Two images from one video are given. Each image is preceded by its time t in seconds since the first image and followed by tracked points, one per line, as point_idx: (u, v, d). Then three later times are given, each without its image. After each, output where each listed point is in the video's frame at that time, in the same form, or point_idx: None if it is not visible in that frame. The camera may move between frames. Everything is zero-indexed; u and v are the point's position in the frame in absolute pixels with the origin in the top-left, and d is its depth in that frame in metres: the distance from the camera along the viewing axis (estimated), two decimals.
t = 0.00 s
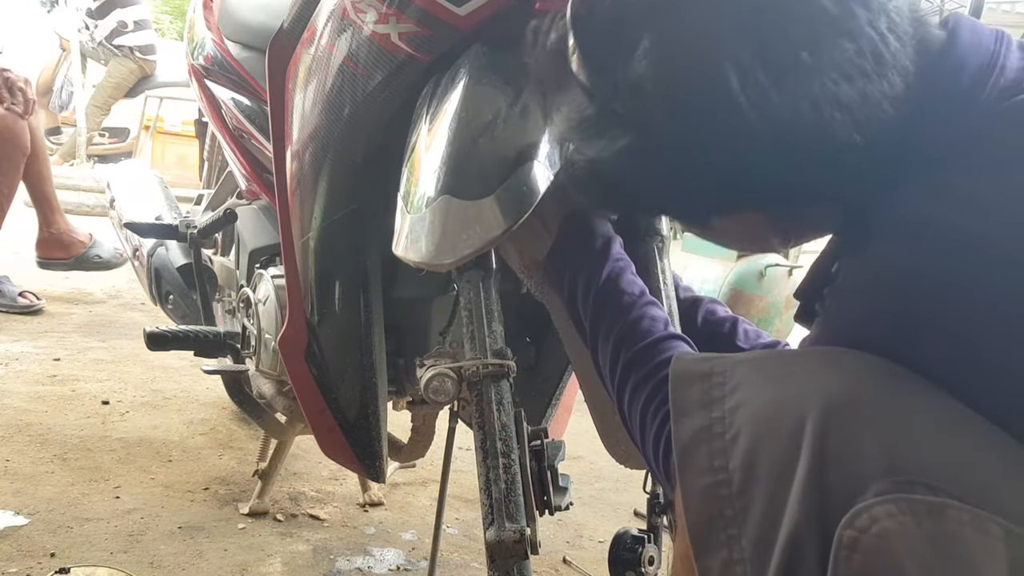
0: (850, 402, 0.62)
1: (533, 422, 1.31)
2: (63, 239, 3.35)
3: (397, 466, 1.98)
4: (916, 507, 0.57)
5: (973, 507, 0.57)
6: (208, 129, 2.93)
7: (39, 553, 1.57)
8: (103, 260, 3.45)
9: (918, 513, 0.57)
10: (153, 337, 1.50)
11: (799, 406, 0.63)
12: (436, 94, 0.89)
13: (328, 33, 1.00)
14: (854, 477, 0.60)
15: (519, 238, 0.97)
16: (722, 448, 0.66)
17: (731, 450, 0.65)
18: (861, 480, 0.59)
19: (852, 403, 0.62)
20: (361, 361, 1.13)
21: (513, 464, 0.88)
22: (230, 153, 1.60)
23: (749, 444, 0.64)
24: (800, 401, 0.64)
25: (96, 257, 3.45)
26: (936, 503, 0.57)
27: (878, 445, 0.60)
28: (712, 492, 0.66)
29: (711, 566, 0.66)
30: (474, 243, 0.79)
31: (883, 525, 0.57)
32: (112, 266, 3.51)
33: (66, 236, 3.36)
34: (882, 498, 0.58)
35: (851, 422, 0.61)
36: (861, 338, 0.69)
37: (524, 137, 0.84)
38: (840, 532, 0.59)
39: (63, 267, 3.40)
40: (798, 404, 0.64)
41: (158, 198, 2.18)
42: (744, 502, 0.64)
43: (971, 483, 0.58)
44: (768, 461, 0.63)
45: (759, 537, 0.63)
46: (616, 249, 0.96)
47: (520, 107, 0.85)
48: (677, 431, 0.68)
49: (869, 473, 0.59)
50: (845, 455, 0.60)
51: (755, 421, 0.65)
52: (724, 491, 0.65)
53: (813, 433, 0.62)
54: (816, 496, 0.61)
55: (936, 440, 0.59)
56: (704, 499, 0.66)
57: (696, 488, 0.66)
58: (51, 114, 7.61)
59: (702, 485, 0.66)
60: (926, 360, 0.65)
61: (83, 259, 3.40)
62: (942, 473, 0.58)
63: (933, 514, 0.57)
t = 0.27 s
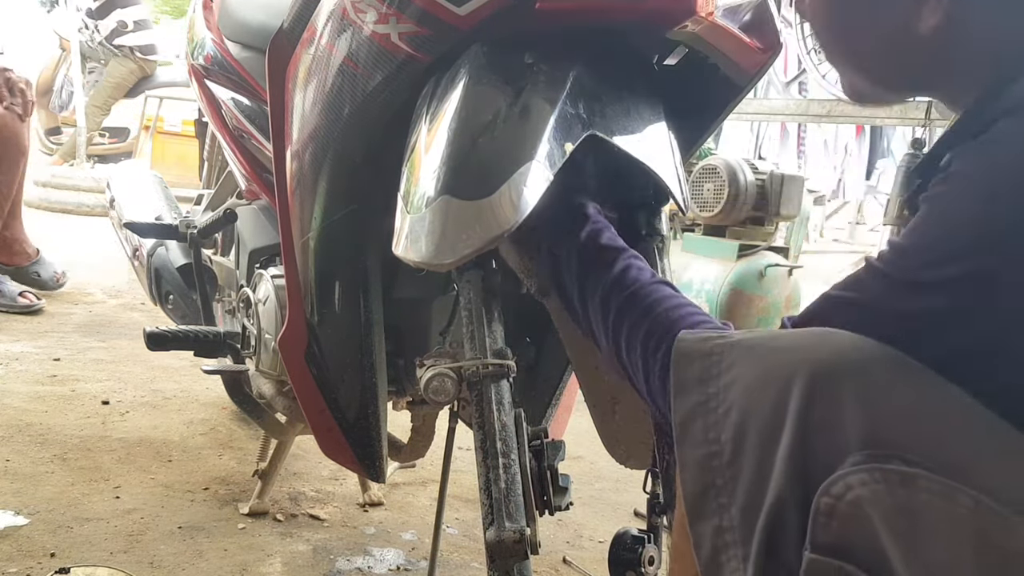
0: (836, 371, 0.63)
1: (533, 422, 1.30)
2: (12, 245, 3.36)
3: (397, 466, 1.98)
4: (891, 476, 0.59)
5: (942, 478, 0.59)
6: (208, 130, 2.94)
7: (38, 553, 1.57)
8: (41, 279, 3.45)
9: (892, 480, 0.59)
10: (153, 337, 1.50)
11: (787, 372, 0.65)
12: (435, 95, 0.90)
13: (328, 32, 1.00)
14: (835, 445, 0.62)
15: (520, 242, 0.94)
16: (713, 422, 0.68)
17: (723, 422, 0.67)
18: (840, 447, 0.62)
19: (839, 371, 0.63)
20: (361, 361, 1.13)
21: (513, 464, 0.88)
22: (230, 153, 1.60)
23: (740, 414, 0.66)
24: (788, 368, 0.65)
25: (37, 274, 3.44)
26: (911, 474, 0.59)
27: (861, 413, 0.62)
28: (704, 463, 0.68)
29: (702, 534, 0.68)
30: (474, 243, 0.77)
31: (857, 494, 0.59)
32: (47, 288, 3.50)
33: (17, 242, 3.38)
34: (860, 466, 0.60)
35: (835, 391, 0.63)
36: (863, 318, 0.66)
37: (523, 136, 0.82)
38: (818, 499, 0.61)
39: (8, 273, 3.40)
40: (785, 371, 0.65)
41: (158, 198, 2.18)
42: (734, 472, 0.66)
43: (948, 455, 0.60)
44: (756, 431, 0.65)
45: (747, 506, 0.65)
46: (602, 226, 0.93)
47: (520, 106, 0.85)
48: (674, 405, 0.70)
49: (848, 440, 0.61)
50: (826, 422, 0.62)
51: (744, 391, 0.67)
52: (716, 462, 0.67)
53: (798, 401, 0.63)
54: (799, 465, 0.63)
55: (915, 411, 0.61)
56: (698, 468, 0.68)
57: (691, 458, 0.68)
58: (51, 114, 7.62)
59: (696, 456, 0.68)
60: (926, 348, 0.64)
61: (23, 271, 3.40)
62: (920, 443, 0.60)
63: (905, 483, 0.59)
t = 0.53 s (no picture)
0: (891, 376, 0.64)
1: (533, 422, 1.30)
2: (63, 239, 3.34)
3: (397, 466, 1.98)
4: (944, 481, 0.60)
5: (991, 482, 0.60)
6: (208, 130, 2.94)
7: (38, 553, 1.57)
8: (108, 259, 3.43)
9: (944, 487, 0.60)
10: (153, 337, 1.50)
11: (842, 372, 0.65)
12: (436, 95, 0.90)
13: (328, 32, 1.00)
14: (889, 448, 0.63)
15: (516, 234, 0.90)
16: (765, 424, 0.68)
17: (775, 426, 0.68)
18: (894, 451, 0.63)
19: (894, 370, 0.64)
20: (361, 361, 1.13)
21: (513, 465, 0.88)
22: (230, 153, 1.60)
23: (794, 419, 0.67)
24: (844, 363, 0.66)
25: (98, 258, 3.43)
26: (965, 479, 0.60)
27: (914, 417, 0.63)
28: (753, 467, 0.68)
29: (748, 537, 0.69)
30: (475, 242, 0.77)
31: (912, 498, 0.60)
32: (116, 267, 3.49)
33: (66, 235, 3.36)
34: (914, 471, 0.61)
35: (890, 394, 0.64)
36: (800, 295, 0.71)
37: (524, 136, 0.82)
38: (870, 503, 0.62)
39: (67, 266, 3.40)
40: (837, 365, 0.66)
41: (158, 198, 2.18)
42: (785, 475, 0.67)
43: (995, 460, 0.61)
44: (809, 436, 0.66)
45: (799, 510, 0.66)
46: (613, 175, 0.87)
47: (521, 106, 0.85)
48: (724, 405, 0.70)
49: (902, 446, 0.63)
50: (880, 427, 0.63)
51: (795, 390, 0.67)
52: (766, 465, 0.68)
53: (857, 403, 0.64)
54: (852, 467, 0.63)
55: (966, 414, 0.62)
56: (747, 472, 0.69)
57: (740, 461, 0.69)
58: (51, 114, 7.62)
59: (743, 458, 0.69)
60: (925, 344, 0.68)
61: (85, 259, 3.39)
62: (969, 447, 0.62)
63: (959, 488, 0.60)
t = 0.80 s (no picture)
0: (893, 357, 0.65)
1: (533, 422, 1.30)
2: (25, 245, 3.33)
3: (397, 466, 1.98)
4: (936, 454, 0.61)
5: (987, 457, 0.60)
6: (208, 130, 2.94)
7: (38, 553, 1.57)
8: (59, 276, 3.43)
9: (935, 459, 0.61)
10: (153, 337, 1.50)
11: (850, 356, 0.67)
12: (436, 95, 0.90)
13: (328, 32, 1.00)
14: (892, 428, 0.64)
15: (521, 242, 0.90)
16: (777, 414, 0.70)
17: (785, 415, 0.69)
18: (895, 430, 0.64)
19: (898, 350, 0.65)
20: (360, 361, 1.13)
21: (513, 464, 0.88)
22: (230, 153, 1.60)
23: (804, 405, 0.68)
24: (853, 346, 0.67)
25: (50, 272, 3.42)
26: (957, 452, 0.60)
27: (913, 396, 0.64)
28: (765, 455, 0.70)
29: (763, 524, 0.71)
30: (475, 243, 0.77)
31: (904, 469, 0.61)
32: (64, 285, 3.48)
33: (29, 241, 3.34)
34: (907, 444, 0.62)
35: (893, 377, 0.65)
36: (784, 312, 0.70)
37: (523, 136, 0.82)
38: (866, 476, 0.64)
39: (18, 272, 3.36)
40: (847, 349, 0.68)
41: (158, 198, 2.17)
42: (797, 463, 0.69)
43: (994, 439, 0.61)
44: (818, 420, 0.68)
45: (810, 492, 0.68)
46: (619, 187, 0.87)
47: (520, 107, 0.85)
48: (735, 399, 0.72)
49: (901, 424, 0.64)
50: (884, 408, 0.65)
51: (805, 378, 0.69)
52: (779, 454, 0.70)
53: (863, 382, 0.65)
54: (857, 448, 0.65)
55: (967, 390, 0.63)
56: (759, 459, 0.71)
57: (752, 450, 0.71)
58: (50, 114, 7.61)
59: (757, 446, 0.71)
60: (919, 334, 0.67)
61: (39, 270, 3.37)
62: (968, 425, 0.62)
63: (949, 460, 0.60)
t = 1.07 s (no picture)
0: (875, 358, 0.65)
1: (533, 422, 1.30)
2: (48, 243, 3.36)
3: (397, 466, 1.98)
4: (916, 453, 0.61)
5: (967, 456, 0.60)
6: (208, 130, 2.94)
7: (38, 553, 1.57)
8: (89, 269, 3.47)
9: (916, 460, 0.61)
10: (153, 337, 1.50)
11: (831, 357, 0.67)
12: (436, 95, 0.90)
13: (328, 32, 1.00)
14: (873, 429, 0.64)
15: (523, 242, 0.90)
16: (761, 417, 0.70)
17: (770, 417, 0.70)
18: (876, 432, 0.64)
19: (878, 351, 0.65)
20: (360, 362, 1.13)
21: (513, 464, 0.88)
22: (230, 153, 1.60)
23: (788, 406, 0.69)
24: (833, 347, 0.67)
25: (82, 265, 3.47)
26: (937, 451, 0.61)
27: (895, 397, 0.64)
28: (751, 457, 0.71)
29: (750, 525, 0.71)
30: (475, 243, 0.77)
31: (885, 469, 0.62)
32: (95, 276, 3.52)
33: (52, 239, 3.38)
34: (888, 444, 0.62)
35: (876, 379, 0.65)
36: (761, 321, 0.69)
37: (523, 136, 0.82)
38: (847, 476, 0.64)
39: (47, 271, 3.41)
40: (827, 352, 0.68)
41: (158, 198, 2.17)
42: (785, 464, 0.69)
43: (975, 437, 0.61)
44: (803, 421, 0.68)
45: (796, 493, 0.69)
46: (614, 179, 0.86)
47: (521, 107, 0.85)
48: (715, 400, 0.72)
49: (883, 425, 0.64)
50: (866, 409, 0.65)
51: (786, 379, 0.69)
52: (765, 457, 0.70)
53: (845, 383, 0.66)
54: (839, 450, 0.65)
55: (948, 390, 0.63)
56: (745, 461, 0.71)
57: (738, 452, 0.71)
58: (51, 114, 7.61)
59: (743, 449, 0.71)
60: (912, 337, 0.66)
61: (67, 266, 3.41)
62: (949, 425, 0.62)
63: (930, 459, 0.61)
